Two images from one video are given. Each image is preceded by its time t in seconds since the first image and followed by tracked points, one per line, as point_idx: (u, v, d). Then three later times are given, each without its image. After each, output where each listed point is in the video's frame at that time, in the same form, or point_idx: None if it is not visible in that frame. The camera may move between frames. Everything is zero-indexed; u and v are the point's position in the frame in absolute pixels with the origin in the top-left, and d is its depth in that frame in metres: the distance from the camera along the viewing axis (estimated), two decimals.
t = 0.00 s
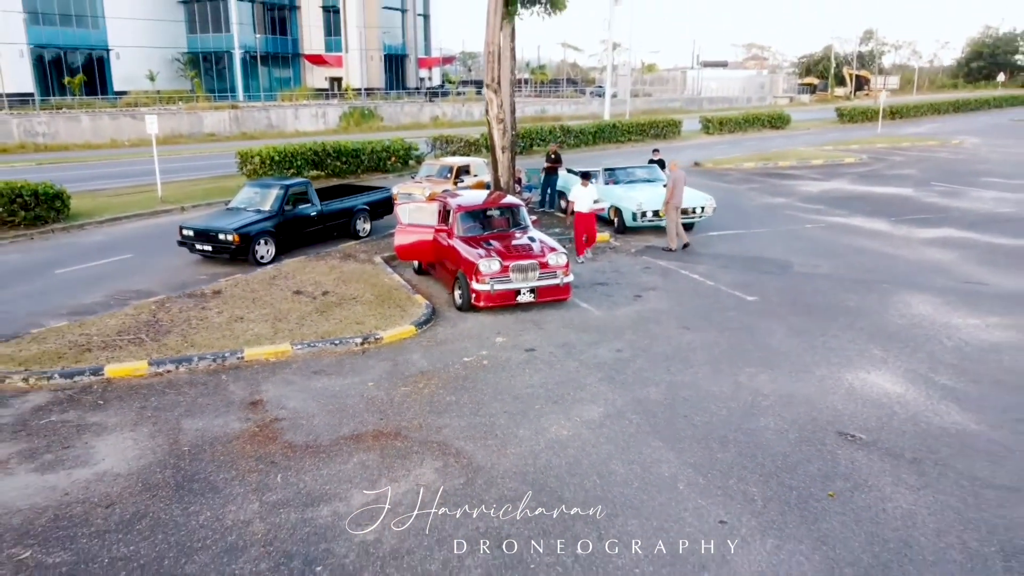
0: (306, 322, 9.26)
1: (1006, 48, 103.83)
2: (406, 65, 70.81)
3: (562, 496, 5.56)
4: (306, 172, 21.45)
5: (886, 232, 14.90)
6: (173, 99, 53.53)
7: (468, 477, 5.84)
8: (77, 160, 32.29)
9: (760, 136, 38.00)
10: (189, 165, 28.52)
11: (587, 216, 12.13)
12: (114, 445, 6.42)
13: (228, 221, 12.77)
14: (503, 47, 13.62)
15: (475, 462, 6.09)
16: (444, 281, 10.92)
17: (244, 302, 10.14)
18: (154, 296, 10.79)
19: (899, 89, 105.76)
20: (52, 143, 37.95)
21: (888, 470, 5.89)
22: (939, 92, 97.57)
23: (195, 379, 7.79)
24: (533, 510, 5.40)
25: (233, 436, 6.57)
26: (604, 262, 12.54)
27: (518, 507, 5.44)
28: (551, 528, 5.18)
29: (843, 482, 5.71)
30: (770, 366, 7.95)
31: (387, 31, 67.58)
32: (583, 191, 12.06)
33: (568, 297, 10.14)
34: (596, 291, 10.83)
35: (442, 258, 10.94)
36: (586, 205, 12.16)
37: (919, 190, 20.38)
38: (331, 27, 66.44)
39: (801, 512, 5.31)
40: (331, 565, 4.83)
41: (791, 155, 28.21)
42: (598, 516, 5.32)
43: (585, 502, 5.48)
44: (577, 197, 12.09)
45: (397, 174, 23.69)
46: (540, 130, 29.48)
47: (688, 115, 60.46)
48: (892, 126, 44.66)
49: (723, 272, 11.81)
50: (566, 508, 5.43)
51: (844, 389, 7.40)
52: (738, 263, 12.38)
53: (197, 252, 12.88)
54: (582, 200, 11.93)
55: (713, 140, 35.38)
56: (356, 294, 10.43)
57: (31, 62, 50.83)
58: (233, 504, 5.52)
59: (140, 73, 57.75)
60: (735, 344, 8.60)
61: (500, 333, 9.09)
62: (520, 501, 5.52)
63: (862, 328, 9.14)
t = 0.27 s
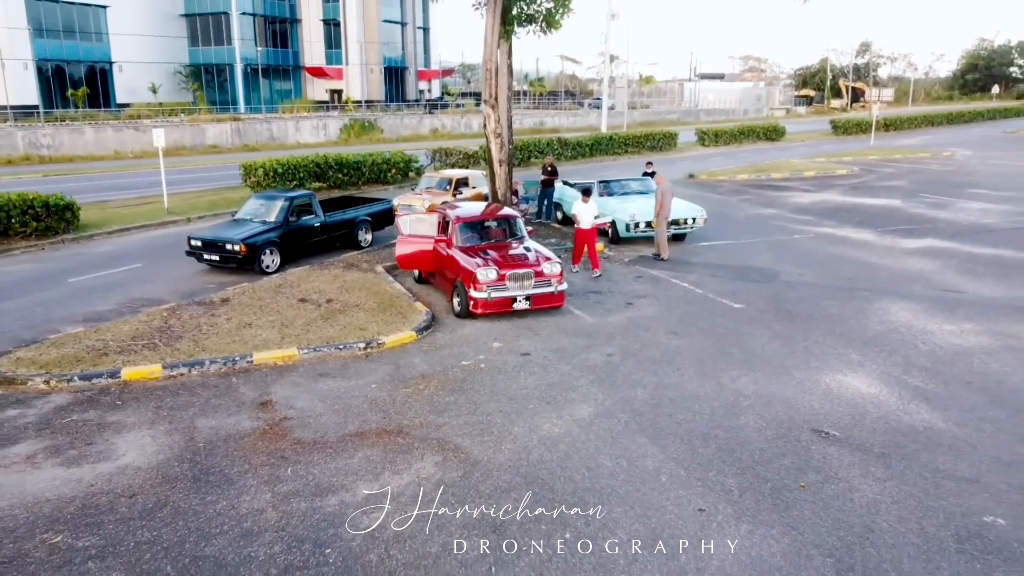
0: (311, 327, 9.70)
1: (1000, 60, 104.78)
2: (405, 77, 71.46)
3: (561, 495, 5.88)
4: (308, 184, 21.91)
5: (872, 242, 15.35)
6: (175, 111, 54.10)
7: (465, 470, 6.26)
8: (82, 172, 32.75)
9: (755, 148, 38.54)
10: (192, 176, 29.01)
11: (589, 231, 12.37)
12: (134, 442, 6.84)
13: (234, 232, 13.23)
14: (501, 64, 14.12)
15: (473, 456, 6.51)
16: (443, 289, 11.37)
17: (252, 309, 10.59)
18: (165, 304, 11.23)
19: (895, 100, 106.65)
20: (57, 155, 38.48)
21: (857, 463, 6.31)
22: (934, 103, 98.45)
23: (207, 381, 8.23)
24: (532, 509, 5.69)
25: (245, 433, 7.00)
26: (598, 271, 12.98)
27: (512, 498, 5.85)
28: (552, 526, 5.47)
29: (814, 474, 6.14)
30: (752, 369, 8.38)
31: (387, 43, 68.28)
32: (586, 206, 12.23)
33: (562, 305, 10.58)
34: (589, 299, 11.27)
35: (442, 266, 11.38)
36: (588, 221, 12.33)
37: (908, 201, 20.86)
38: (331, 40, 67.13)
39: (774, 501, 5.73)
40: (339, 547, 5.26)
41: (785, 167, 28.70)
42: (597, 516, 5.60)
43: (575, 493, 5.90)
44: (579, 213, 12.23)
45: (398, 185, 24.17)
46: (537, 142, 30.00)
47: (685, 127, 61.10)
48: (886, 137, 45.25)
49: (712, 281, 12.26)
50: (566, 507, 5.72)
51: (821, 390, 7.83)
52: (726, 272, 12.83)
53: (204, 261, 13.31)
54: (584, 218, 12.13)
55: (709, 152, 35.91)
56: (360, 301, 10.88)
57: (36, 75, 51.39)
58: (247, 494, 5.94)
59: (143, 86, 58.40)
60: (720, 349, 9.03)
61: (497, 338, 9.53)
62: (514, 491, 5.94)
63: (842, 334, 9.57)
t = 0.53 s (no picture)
0: (315, 334, 10.09)
1: (996, 71, 105.67)
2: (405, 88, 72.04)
3: (560, 493, 6.19)
4: (310, 195, 22.34)
5: (861, 252, 15.75)
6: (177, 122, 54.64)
7: (464, 466, 6.64)
8: (87, 183, 33.17)
9: (751, 159, 39.05)
10: (196, 187, 29.48)
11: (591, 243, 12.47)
12: (149, 441, 7.23)
13: (240, 242, 13.63)
14: (499, 78, 14.57)
15: (471, 455, 6.89)
16: (442, 297, 11.76)
17: (258, 316, 10.98)
18: (174, 311, 11.63)
19: (892, 111, 107.44)
20: (61, 165, 38.94)
21: (833, 459, 6.70)
22: (931, 114, 99.17)
23: (217, 385, 8.61)
24: (533, 508, 5.98)
25: (255, 432, 7.39)
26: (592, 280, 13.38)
27: (509, 492, 6.23)
28: (553, 525, 5.74)
29: (792, 469, 6.52)
30: (738, 373, 8.77)
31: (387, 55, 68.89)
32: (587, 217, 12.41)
33: (557, 312, 10.97)
34: (583, 307, 11.67)
35: (441, 275, 11.78)
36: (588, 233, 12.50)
37: (898, 211, 21.29)
38: (332, 51, 67.75)
39: (754, 494, 6.11)
40: (345, 537, 5.63)
41: (779, 178, 29.17)
42: (596, 516, 5.86)
43: (567, 488, 6.28)
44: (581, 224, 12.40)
45: (398, 196, 24.61)
46: (535, 153, 30.47)
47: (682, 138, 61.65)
48: (880, 148, 45.78)
49: (703, 289, 12.66)
50: (567, 507, 5.99)
51: (803, 392, 8.22)
52: (717, 281, 13.24)
53: (211, 270, 13.71)
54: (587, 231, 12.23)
55: (705, 163, 36.40)
56: (362, 309, 11.27)
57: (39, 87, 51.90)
58: (258, 488, 6.32)
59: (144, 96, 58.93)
60: (708, 354, 9.43)
61: (494, 344, 9.93)
62: (509, 486, 6.33)
63: (826, 340, 9.96)
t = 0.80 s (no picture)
0: (321, 343, 10.61)
1: (990, 85, 106.79)
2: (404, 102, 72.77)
3: (555, 492, 6.65)
4: (313, 209, 22.89)
5: (846, 265, 16.29)
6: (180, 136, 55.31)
7: (461, 465, 7.15)
8: (92, 197, 33.72)
9: (745, 173, 39.66)
10: (200, 201, 30.06)
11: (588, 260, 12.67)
12: (168, 442, 7.73)
13: (247, 256, 14.16)
14: (497, 98, 15.16)
15: (469, 455, 7.38)
16: (442, 308, 12.27)
17: (266, 327, 11.50)
18: (184, 322, 12.14)
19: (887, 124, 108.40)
20: (66, 179, 39.52)
21: (804, 458, 7.21)
22: (926, 127, 100.08)
23: (229, 391, 9.12)
24: (532, 507, 6.41)
25: (266, 435, 7.89)
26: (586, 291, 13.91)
27: (504, 489, 6.72)
28: (551, 521, 6.17)
29: (766, 467, 7.02)
30: (721, 379, 9.28)
31: (387, 70, 69.69)
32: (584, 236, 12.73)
33: (551, 322, 11.48)
34: (576, 318, 12.20)
35: (440, 288, 12.30)
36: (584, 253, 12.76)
37: (885, 225, 21.85)
38: (332, 66, 68.53)
39: (729, 489, 6.61)
40: (352, 528, 6.14)
41: (772, 192, 29.74)
42: (594, 515, 6.26)
43: (558, 484, 6.78)
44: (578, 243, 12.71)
45: (398, 210, 25.17)
46: (533, 168, 31.06)
47: (679, 151, 62.34)
48: (873, 162, 46.45)
49: (692, 301, 13.18)
50: (567, 507, 6.40)
51: (781, 397, 8.74)
52: (705, 293, 13.77)
53: (219, 283, 14.22)
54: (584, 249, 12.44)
55: (699, 177, 37.01)
56: (364, 319, 11.80)
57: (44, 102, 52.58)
58: (271, 485, 6.82)
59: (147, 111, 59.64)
60: (694, 362, 9.95)
61: (491, 353, 10.44)
62: (503, 482, 6.84)
63: (806, 349, 10.48)
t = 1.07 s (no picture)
0: (325, 352, 11.08)
1: (986, 98, 107.79)
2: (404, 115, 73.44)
3: (552, 491, 7.08)
4: (315, 222, 23.37)
5: (833, 277, 16.80)
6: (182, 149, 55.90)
7: (459, 465, 7.62)
8: (97, 208, 34.26)
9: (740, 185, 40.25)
10: (203, 213, 30.56)
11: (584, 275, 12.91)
12: (182, 445, 8.20)
13: (253, 268, 14.64)
14: (494, 117, 15.70)
15: (467, 456, 7.85)
16: (441, 319, 12.75)
17: (272, 336, 11.98)
18: (193, 332, 12.62)
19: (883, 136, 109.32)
20: (70, 192, 40.01)
21: (781, 459, 7.69)
22: (921, 139, 100.94)
23: (239, 397, 9.59)
24: (531, 505, 6.84)
25: (275, 438, 8.37)
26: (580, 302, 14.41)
27: (500, 488, 7.18)
28: (549, 519, 6.59)
29: (744, 467, 7.49)
30: (706, 386, 9.77)
31: (387, 82, 70.41)
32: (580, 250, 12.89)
33: (546, 332, 11.96)
34: (570, 327, 12.69)
35: (439, 299, 12.80)
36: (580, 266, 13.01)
37: (874, 237, 22.39)
38: (333, 79, 69.22)
39: (710, 488, 7.08)
40: (358, 522, 6.61)
41: (765, 205, 30.27)
42: (591, 514, 6.68)
43: (551, 483, 7.24)
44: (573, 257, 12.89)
45: (398, 223, 25.68)
46: (531, 181, 31.60)
47: (676, 163, 63.02)
48: (867, 175, 47.08)
49: (682, 311, 13.68)
50: (567, 506, 6.82)
51: (762, 403, 9.22)
52: (696, 304, 14.27)
53: (226, 294, 14.70)
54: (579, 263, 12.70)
55: (695, 190, 37.58)
56: (366, 329, 12.29)
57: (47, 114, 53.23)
58: (282, 483, 7.29)
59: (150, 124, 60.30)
60: (681, 370, 10.42)
61: (488, 361, 10.92)
62: (499, 481, 7.30)
63: (789, 358, 10.97)
